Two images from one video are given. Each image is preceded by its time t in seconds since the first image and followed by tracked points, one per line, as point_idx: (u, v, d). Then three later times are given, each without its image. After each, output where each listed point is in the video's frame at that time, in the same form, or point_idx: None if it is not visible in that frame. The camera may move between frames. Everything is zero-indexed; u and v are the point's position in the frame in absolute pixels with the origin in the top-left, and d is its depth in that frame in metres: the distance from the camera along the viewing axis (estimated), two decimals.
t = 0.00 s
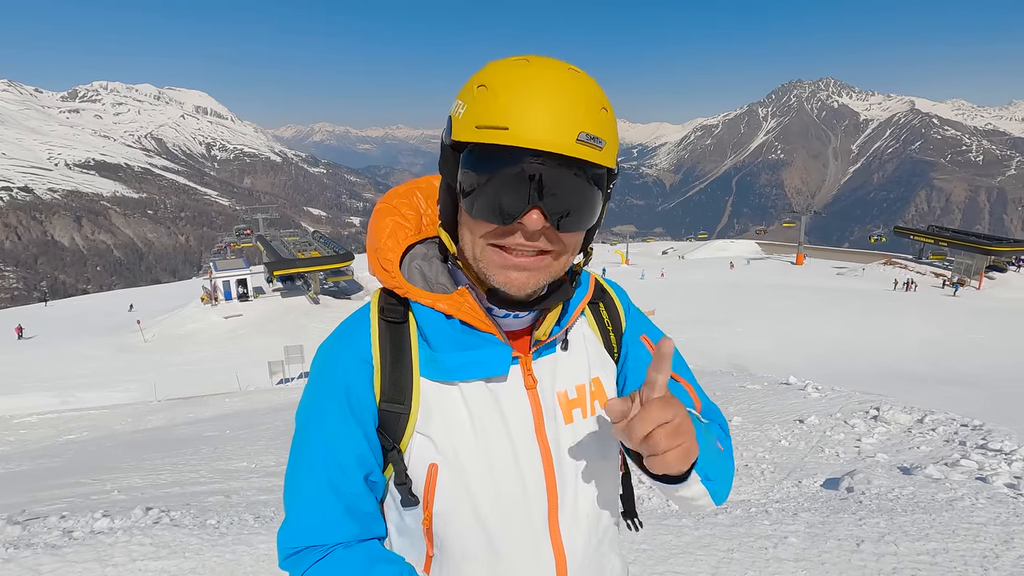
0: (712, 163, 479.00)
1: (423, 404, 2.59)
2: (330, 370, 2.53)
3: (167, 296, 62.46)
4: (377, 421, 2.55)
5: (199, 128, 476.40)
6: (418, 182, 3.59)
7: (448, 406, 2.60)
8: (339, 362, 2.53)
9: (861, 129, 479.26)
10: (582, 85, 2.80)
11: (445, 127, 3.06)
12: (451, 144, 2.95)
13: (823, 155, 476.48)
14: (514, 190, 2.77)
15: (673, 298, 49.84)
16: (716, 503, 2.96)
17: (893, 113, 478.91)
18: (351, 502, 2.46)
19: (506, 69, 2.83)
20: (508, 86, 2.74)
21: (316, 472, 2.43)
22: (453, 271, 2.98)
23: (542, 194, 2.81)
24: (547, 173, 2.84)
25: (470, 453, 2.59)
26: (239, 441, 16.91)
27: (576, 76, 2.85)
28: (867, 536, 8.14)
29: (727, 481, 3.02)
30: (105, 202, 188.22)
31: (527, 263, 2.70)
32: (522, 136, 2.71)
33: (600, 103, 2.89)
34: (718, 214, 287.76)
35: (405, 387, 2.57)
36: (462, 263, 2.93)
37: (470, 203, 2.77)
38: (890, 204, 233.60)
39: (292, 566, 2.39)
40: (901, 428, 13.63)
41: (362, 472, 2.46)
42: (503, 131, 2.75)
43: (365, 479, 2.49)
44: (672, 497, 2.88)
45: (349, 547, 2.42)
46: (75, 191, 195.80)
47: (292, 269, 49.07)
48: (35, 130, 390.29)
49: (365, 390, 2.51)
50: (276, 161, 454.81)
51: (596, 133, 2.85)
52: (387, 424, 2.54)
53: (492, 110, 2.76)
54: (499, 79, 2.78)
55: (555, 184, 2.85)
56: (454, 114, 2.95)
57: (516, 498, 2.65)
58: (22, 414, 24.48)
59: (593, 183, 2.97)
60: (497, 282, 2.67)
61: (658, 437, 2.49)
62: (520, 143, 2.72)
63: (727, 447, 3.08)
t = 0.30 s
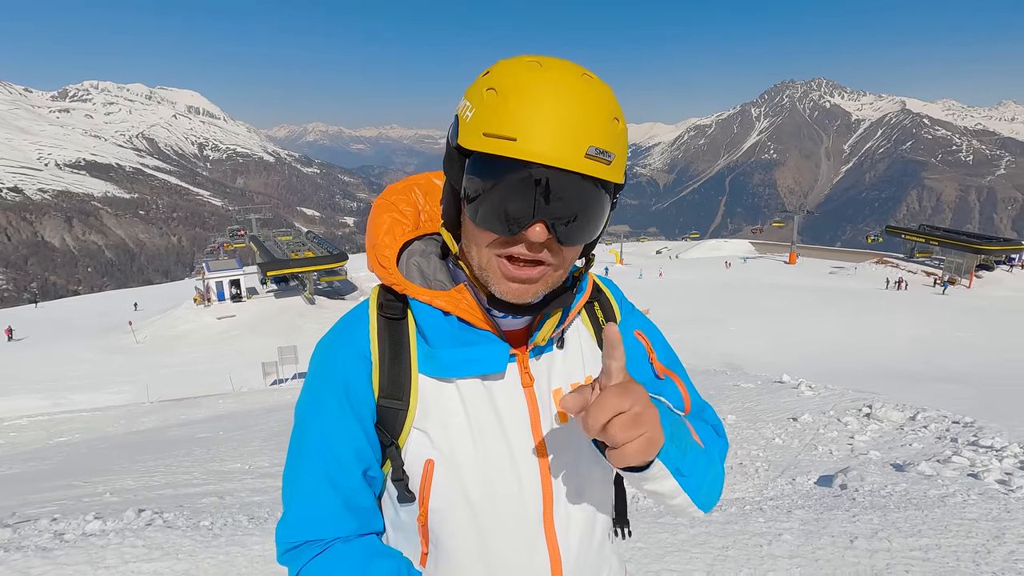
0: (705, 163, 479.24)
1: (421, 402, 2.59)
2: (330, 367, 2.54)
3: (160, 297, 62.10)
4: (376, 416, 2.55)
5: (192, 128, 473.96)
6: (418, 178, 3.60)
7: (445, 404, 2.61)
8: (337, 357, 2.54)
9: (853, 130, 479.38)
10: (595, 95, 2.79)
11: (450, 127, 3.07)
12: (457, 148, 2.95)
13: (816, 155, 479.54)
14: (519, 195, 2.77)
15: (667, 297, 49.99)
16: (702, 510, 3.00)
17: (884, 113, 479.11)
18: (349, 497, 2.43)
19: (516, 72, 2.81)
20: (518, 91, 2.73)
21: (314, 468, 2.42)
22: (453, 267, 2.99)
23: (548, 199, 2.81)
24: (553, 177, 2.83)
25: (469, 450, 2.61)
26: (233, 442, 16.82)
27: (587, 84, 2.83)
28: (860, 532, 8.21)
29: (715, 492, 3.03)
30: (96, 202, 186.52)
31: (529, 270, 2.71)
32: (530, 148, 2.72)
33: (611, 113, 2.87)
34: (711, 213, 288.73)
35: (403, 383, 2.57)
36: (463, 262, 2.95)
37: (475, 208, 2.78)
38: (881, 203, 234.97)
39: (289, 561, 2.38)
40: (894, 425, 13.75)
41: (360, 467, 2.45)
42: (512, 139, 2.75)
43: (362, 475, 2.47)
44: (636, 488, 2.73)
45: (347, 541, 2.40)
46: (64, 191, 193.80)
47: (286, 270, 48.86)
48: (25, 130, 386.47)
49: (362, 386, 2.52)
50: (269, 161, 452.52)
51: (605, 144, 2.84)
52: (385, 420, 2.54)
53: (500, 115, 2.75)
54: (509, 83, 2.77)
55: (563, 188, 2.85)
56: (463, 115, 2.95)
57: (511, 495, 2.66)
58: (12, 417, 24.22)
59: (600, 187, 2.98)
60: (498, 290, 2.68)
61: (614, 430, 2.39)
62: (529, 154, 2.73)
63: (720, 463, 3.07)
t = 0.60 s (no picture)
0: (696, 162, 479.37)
1: (423, 403, 2.60)
2: (332, 367, 2.52)
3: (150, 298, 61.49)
4: (378, 417, 2.54)
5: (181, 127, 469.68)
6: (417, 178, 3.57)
7: (449, 406, 2.62)
8: (340, 357, 2.53)
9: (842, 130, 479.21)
10: (587, 87, 2.85)
11: (446, 125, 3.08)
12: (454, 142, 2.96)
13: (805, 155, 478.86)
14: (518, 186, 2.76)
15: (660, 296, 50.18)
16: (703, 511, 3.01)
17: (872, 113, 478.74)
18: (352, 499, 2.42)
19: (508, 67, 2.85)
20: (513, 83, 2.77)
21: (317, 469, 2.41)
22: (454, 267, 3.00)
23: (547, 192, 2.82)
24: (551, 170, 2.86)
25: (472, 450, 2.61)
26: (225, 443, 16.68)
27: (572, 71, 2.87)
28: (851, 527, 8.30)
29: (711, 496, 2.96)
30: (84, 203, 184.28)
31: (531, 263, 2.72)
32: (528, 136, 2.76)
33: (602, 101, 2.93)
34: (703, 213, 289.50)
35: (405, 384, 2.57)
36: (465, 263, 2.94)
37: (475, 199, 2.79)
38: (870, 202, 236.55)
39: (293, 562, 2.37)
40: (883, 422, 13.88)
41: (362, 468, 2.44)
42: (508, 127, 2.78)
43: (365, 475, 2.47)
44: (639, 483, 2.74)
45: (350, 542, 2.39)
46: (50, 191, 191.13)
47: (277, 270, 48.56)
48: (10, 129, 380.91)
49: (365, 387, 2.51)
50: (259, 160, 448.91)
51: (599, 128, 2.89)
52: (387, 421, 2.54)
53: (496, 106, 2.77)
54: (504, 77, 2.80)
55: (559, 181, 2.87)
56: (458, 111, 2.97)
57: (515, 496, 2.67)
58: None
59: (595, 180, 3.01)
60: (503, 284, 2.69)
61: (631, 467, 2.38)
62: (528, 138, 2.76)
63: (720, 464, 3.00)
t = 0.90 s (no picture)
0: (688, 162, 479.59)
1: (426, 411, 2.59)
2: (336, 373, 2.55)
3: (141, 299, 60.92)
4: (381, 425, 2.55)
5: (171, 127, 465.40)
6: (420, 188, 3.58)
7: (452, 413, 2.61)
8: (344, 365, 2.55)
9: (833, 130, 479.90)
10: (569, 83, 2.92)
11: (440, 133, 3.13)
12: (447, 146, 3.00)
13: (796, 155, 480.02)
14: (511, 186, 2.80)
15: (653, 296, 50.39)
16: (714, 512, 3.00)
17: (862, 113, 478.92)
18: (355, 506, 2.44)
19: (496, 72, 2.91)
20: (503, 85, 2.81)
21: (321, 475, 2.43)
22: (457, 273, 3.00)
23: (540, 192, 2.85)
24: (544, 172, 2.90)
25: (474, 456, 2.61)
26: (217, 446, 16.55)
27: (557, 74, 2.92)
28: (844, 526, 8.37)
29: (725, 497, 3.03)
30: (72, 203, 182.13)
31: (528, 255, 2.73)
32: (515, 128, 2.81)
33: (586, 98, 2.99)
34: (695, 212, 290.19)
35: (408, 390, 2.57)
36: (466, 268, 2.94)
37: (470, 198, 2.81)
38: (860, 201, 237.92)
39: (295, 570, 2.37)
40: (874, 420, 14.03)
41: (365, 475, 2.46)
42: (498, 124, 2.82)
43: (368, 483, 2.48)
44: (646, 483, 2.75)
45: (352, 550, 2.40)
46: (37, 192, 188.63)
47: (269, 271, 48.28)
48: None
49: (369, 394, 2.52)
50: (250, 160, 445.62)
51: (585, 121, 2.95)
52: (390, 429, 2.54)
53: (487, 108, 2.82)
54: (492, 79, 2.86)
55: (552, 182, 2.91)
56: (450, 119, 3.02)
57: (519, 502, 2.66)
58: None
59: (587, 182, 3.05)
60: (504, 272, 2.68)
61: (633, 415, 2.44)
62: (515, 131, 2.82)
63: (730, 465, 3.08)
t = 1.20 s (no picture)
0: (680, 162, 479.72)
1: (436, 416, 2.60)
2: (346, 379, 2.57)
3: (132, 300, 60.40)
4: (392, 430, 2.55)
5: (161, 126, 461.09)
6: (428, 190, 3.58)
7: (461, 417, 2.63)
8: (355, 370, 2.56)
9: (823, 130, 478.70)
10: (570, 84, 2.84)
11: (443, 140, 3.13)
12: (448, 154, 3.00)
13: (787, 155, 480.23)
14: (512, 195, 2.82)
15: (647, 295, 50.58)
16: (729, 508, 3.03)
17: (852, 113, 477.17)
18: (367, 511, 2.47)
19: (497, 78, 2.86)
20: (503, 92, 2.77)
21: (334, 481, 2.46)
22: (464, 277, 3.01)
23: (541, 199, 2.86)
24: (547, 178, 2.90)
25: (483, 460, 2.61)
26: (209, 448, 16.43)
27: (559, 76, 2.85)
28: (838, 524, 8.45)
29: (737, 493, 3.08)
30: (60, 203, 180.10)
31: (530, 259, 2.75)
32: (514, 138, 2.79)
33: (589, 100, 2.91)
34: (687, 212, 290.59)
35: (418, 397, 2.57)
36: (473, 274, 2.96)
37: (471, 205, 2.82)
38: (851, 200, 238.90)
39: None
40: (866, 418, 14.14)
41: (377, 481, 2.48)
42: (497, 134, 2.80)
43: (380, 489, 2.50)
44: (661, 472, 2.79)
45: (365, 555, 2.44)
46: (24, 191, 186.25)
47: (261, 271, 47.92)
48: None
49: (379, 401, 2.53)
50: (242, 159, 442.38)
51: (586, 129, 2.90)
52: (401, 434, 2.54)
53: (488, 115, 2.79)
54: (492, 88, 2.83)
55: (554, 189, 2.92)
56: (452, 127, 3.01)
57: (530, 505, 2.65)
58: None
59: (590, 188, 3.05)
60: (502, 281, 2.71)
61: (651, 357, 2.57)
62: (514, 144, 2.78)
63: (740, 461, 3.13)
